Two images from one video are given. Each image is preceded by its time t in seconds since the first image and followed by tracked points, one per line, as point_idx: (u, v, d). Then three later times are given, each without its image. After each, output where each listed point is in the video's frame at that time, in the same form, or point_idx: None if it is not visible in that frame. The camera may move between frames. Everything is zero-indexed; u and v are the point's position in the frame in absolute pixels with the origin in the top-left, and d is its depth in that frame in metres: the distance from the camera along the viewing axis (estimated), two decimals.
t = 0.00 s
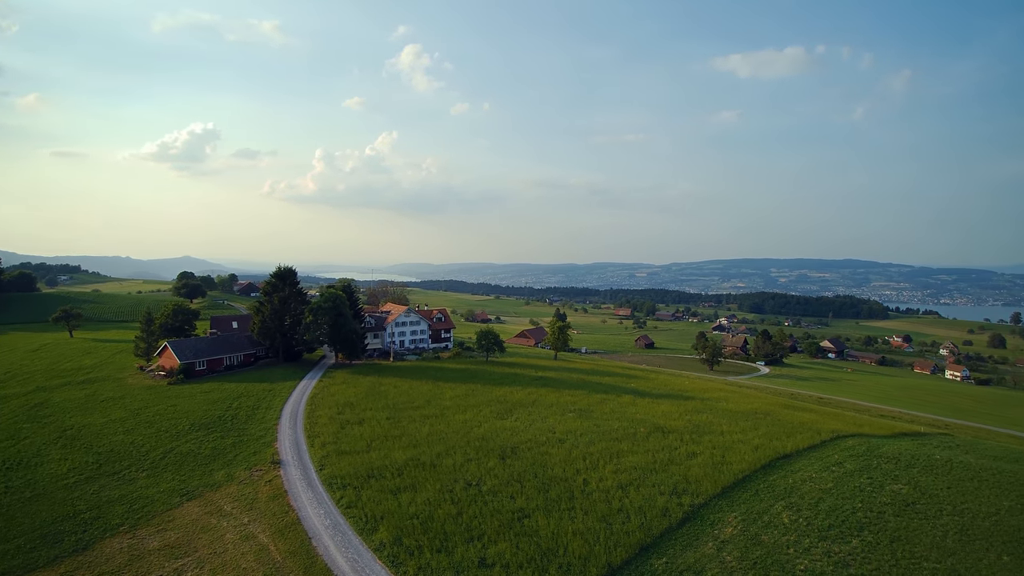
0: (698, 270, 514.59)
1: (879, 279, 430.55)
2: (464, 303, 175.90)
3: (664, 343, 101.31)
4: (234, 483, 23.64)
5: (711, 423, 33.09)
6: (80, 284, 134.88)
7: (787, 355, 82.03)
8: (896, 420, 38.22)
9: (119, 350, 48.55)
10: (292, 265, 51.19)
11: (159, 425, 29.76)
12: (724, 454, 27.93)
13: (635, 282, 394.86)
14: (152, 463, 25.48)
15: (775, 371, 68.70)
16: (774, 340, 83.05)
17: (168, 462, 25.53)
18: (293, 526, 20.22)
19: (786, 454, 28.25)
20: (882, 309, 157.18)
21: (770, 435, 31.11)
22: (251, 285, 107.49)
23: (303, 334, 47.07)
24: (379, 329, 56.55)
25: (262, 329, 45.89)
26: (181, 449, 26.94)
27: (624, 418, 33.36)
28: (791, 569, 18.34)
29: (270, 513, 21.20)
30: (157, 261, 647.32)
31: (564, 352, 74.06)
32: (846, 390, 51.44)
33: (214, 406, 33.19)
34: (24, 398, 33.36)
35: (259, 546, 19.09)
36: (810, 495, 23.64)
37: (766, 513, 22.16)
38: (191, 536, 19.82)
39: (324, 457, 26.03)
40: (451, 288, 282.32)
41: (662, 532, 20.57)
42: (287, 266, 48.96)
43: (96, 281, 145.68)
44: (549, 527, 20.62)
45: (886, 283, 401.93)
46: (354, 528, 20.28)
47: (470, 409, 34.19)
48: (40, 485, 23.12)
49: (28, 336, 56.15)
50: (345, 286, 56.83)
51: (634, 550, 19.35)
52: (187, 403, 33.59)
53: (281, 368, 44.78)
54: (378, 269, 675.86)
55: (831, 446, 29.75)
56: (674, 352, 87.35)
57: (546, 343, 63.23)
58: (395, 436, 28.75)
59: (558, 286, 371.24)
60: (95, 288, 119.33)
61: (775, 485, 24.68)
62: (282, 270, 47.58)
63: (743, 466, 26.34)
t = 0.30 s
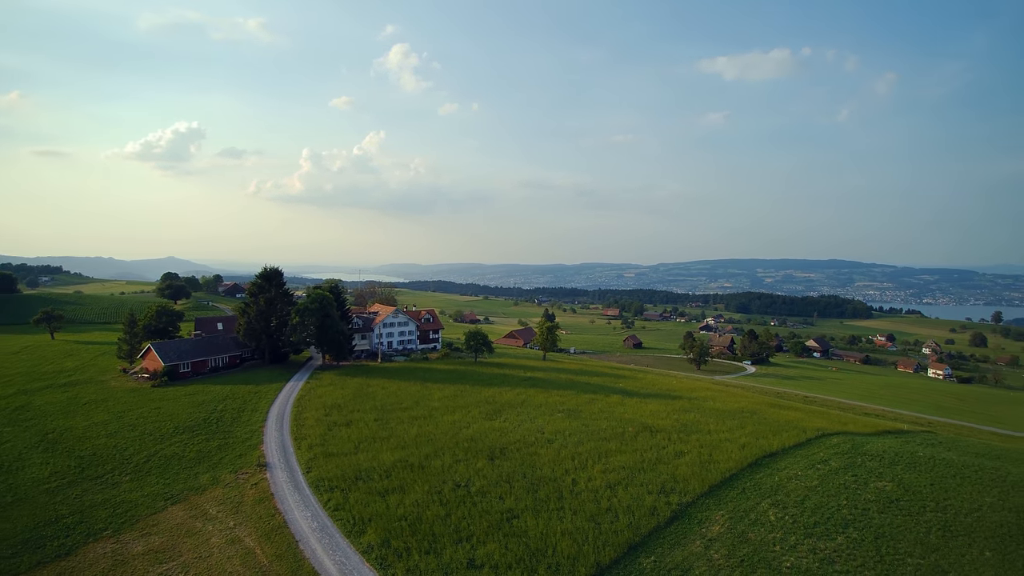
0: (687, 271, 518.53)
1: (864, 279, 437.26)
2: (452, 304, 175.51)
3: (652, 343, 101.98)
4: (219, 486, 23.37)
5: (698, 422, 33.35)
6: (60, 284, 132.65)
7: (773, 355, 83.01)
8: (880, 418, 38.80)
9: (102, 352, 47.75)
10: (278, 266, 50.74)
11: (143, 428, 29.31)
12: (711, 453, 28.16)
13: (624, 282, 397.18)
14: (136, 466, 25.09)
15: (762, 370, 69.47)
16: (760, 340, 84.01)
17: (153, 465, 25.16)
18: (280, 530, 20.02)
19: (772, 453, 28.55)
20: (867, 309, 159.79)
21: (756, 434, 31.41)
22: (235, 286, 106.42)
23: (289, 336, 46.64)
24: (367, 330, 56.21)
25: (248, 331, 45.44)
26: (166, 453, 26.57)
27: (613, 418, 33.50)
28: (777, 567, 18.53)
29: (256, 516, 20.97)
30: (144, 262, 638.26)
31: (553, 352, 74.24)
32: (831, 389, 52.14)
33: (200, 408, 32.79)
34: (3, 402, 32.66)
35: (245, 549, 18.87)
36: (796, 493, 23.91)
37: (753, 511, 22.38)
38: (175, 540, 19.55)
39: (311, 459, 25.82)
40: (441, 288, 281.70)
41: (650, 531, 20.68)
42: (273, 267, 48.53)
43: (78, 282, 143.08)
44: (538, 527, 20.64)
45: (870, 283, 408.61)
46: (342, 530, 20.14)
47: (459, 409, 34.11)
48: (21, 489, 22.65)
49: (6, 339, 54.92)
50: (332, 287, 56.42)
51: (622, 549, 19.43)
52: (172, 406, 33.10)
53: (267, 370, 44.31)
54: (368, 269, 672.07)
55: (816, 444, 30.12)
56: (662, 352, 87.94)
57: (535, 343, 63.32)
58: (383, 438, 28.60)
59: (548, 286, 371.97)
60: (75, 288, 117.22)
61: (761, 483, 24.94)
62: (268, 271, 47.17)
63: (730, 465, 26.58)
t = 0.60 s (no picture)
0: (675, 271, 522.84)
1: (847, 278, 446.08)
2: (439, 305, 175.14)
3: (639, 342, 102.75)
4: (203, 490, 23.03)
5: (684, 421, 33.62)
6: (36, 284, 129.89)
7: (757, 354, 84.09)
8: (863, 416, 39.44)
9: (82, 355, 46.76)
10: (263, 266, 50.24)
11: (125, 431, 28.76)
12: (697, 451, 28.40)
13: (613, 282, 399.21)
14: (118, 470, 24.61)
15: (747, 369, 70.31)
16: (745, 339, 85.04)
17: (135, 469, 24.72)
18: (265, 533, 19.79)
19: (757, 451, 28.88)
20: (850, 308, 162.73)
21: (742, 432, 31.74)
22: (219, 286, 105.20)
23: (274, 337, 46.14)
24: (353, 331, 55.76)
25: (232, 332, 44.93)
26: (148, 456, 26.11)
27: (600, 417, 33.66)
28: (763, 564, 18.75)
29: (241, 520, 20.71)
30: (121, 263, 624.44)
31: (541, 353, 74.36)
32: (815, 387, 52.90)
33: (183, 411, 32.31)
34: None
35: (230, 554, 18.62)
36: (780, 490, 24.22)
37: (739, 509, 22.63)
38: (159, 545, 19.22)
39: (297, 462, 25.57)
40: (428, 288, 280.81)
41: (637, 530, 20.80)
42: (257, 267, 48.05)
43: (54, 282, 140.09)
44: (525, 527, 20.65)
45: (854, 283, 415.59)
46: (328, 533, 19.96)
47: (446, 410, 34.01)
48: None
49: None
50: (318, 288, 55.89)
51: (610, 548, 19.52)
52: (154, 409, 32.53)
53: (251, 372, 43.75)
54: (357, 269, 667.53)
55: (801, 442, 30.53)
56: (647, 352, 88.51)
57: (522, 344, 63.41)
58: (369, 440, 28.42)
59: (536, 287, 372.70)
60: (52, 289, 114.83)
61: (746, 481, 25.22)
62: (252, 271, 46.72)
63: (716, 463, 26.83)
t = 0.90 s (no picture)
0: (664, 271, 526.76)
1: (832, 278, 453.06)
2: (426, 305, 174.72)
3: (625, 342, 103.42)
4: (186, 493, 22.70)
5: (671, 420, 33.91)
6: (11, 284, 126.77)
7: (742, 353, 85.11)
8: (846, 414, 40.10)
9: (61, 357, 45.75)
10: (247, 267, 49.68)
11: (106, 434, 28.24)
12: (683, 450, 28.65)
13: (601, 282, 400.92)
14: (98, 474, 24.16)
15: (732, 368, 71.16)
16: (730, 338, 86.03)
17: (116, 473, 24.30)
18: (250, 536, 19.56)
19: (742, 448, 29.22)
20: (833, 307, 165.63)
21: (728, 430, 32.03)
22: (201, 287, 104.33)
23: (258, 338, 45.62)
24: (339, 332, 55.28)
25: (215, 333, 44.40)
26: (129, 459, 25.66)
27: (587, 417, 33.81)
28: (747, 560, 18.98)
29: (225, 523, 20.46)
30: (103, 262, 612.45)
31: (529, 353, 74.46)
32: (799, 386, 53.63)
33: (165, 414, 31.81)
34: None
35: (214, 558, 18.38)
36: (765, 487, 24.54)
37: (724, 506, 22.89)
38: (141, 550, 18.90)
39: (282, 464, 25.31)
40: (416, 288, 279.89)
41: (624, 529, 20.92)
42: (242, 268, 47.51)
43: (30, 283, 136.99)
44: (513, 527, 20.66)
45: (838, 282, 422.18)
46: (314, 535, 19.80)
47: (433, 411, 33.91)
48: None
49: None
50: (304, 288, 55.39)
51: (597, 546, 19.62)
52: (135, 411, 31.95)
53: (236, 373, 43.19)
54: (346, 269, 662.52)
55: (785, 440, 30.96)
56: (634, 351, 89.10)
57: (510, 343, 63.46)
58: (355, 441, 28.23)
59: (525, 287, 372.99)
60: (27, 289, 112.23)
61: (731, 478, 25.50)
62: (235, 272, 46.18)
63: (702, 461, 27.09)
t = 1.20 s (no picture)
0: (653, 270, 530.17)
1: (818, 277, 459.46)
2: (413, 305, 174.11)
3: (613, 341, 103.97)
4: (170, 496, 22.38)
5: (657, 418, 34.16)
6: None
7: (728, 351, 85.99)
8: (830, 411, 40.71)
9: (39, 359, 44.78)
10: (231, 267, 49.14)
11: (87, 437, 27.73)
12: (670, 448, 28.88)
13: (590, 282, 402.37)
14: (80, 478, 23.72)
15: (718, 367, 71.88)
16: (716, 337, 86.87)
17: (98, 476, 23.89)
18: (235, 540, 19.34)
19: (728, 446, 29.53)
20: (817, 306, 168.23)
21: (714, 428, 32.35)
22: (184, 288, 103.19)
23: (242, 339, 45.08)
24: (325, 332, 54.86)
25: (198, 334, 43.90)
26: (111, 463, 25.23)
27: (574, 416, 33.92)
28: (733, 557, 19.20)
29: (210, 526, 20.22)
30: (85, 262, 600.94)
31: (516, 352, 74.54)
32: (784, 384, 54.34)
33: (149, 416, 31.31)
34: None
35: (198, 561, 18.14)
36: (750, 484, 24.84)
37: (711, 503, 23.12)
38: (123, 554, 18.59)
39: (268, 466, 25.06)
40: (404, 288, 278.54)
41: (612, 527, 21.04)
42: (226, 268, 46.98)
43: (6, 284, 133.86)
44: (501, 527, 20.68)
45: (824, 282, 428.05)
46: (300, 538, 19.64)
47: (421, 411, 33.79)
48: None
49: None
50: (290, 288, 54.87)
51: (585, 545, 19.71)
52: (117, 414, 31.39)
53: (220, 375, 42.65)
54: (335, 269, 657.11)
55: (770, 437, 31.36)
56: (621, 351, 89.61)
57: (498, 343, 63.46)
58: (342, 442, 28.05)
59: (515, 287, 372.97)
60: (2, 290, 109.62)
61: (717, 476, 25.77)
62: (219, 272, 45.66)
63: (688, 459, 27.34)
